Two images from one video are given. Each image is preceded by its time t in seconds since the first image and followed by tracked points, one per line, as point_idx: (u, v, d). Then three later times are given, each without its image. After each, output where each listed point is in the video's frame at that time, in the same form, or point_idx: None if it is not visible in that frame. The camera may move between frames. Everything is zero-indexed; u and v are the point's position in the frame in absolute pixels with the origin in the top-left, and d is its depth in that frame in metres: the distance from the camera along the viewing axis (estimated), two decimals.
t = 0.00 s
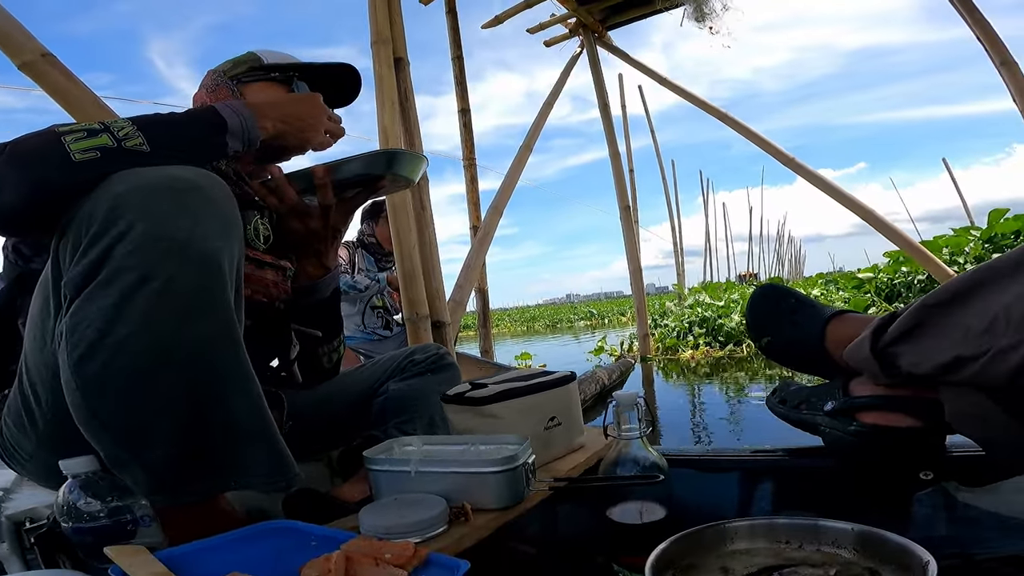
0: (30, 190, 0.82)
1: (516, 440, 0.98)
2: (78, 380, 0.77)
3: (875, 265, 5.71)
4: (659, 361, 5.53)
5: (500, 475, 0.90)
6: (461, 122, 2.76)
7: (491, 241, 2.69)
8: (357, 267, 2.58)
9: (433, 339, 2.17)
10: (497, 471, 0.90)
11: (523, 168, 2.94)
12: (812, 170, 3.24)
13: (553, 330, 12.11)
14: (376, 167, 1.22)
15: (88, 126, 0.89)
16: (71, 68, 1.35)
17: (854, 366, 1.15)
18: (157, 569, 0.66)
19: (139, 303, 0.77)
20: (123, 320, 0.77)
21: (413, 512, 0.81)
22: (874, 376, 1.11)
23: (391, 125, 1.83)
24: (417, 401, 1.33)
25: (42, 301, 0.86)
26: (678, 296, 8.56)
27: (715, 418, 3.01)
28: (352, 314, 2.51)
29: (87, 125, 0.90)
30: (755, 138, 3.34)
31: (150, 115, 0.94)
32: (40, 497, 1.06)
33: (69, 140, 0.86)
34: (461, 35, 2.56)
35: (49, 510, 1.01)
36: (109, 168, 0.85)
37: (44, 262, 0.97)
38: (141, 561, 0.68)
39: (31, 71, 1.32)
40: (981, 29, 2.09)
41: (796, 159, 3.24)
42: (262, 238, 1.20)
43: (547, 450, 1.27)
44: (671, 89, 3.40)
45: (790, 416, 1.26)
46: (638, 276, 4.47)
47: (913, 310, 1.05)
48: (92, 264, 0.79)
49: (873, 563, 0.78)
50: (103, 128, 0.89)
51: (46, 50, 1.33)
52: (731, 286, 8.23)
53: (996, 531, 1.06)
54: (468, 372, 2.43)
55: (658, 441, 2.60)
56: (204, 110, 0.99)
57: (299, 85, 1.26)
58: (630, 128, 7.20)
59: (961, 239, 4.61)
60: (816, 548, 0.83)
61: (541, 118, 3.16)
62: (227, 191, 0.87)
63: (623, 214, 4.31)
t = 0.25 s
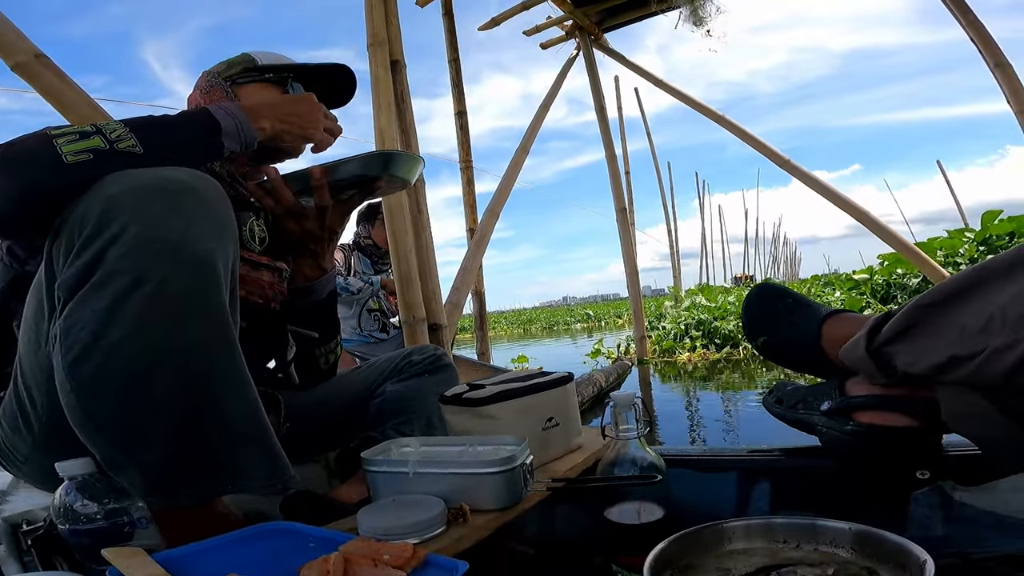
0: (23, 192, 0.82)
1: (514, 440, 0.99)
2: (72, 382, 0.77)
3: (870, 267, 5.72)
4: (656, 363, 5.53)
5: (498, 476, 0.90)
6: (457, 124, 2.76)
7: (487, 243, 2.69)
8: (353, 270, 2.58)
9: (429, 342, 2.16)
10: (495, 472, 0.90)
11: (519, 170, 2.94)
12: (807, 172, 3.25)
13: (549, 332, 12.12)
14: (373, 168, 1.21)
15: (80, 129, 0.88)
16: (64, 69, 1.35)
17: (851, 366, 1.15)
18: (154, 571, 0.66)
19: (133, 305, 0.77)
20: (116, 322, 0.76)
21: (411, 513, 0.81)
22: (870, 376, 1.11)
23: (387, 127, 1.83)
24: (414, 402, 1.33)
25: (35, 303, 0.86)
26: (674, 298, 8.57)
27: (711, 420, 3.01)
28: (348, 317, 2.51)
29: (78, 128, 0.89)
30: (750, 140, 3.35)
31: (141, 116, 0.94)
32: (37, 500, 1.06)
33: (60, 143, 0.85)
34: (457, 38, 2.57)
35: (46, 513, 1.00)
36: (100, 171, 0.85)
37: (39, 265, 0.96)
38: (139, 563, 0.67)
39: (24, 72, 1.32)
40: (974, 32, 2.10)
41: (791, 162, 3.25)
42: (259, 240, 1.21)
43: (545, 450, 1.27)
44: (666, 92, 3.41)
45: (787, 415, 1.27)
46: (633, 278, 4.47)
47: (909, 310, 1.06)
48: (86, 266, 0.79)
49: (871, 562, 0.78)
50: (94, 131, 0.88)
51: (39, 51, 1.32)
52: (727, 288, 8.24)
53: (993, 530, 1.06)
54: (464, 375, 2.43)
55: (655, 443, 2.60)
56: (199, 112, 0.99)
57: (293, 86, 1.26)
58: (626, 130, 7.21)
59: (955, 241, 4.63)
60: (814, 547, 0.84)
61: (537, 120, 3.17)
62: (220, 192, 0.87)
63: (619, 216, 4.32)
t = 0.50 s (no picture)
0: (23, 192, 0.82)
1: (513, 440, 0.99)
2: (73, 383, 0.77)
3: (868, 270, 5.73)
4: (655, 366, 5.52)
5: (498, 476, 0.90)
6: (456, 126, 2.77)
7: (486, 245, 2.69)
8: (351, 272, 2.58)
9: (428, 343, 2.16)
10: (495, 472, 0.90)
11: (518, 172, 2.94)
12: (805, 174, 3.26)
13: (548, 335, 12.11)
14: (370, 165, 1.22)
15: (82, 129, 0.88)
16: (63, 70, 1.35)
17: (849, 364, 1.15)
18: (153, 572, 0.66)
19: (133, 306, 0.77)
20: (117, 323, 0.76)
21: (411, 514, 0.81)
22: (869, 375, 1.12)
23: (386, 128, 1.83)
24: (413, 402, 1.33)
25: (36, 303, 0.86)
26: (672, 301, 8.57)
27: (710, 422, 3.00)
28: (347, 319, 2.51)
29: (81, 128, 0.90)
30: (748, 142, 3.35)
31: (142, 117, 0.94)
32: (36, 500, 1.06)
33: (62, 143, 0.86)
34: (456, 39, 2.57)
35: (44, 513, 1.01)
36: (99, 171, 0.85)
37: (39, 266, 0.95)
38: (138, 564, 0.67)
39: (23, 72, 1.32)
40: (971, 34, 2.10)
41: (790, 164, 3.26)
42: (256, 241, 1.19)
43: (543, 450, 1.27)
44: (665, 94, 3.42)
45: (786, 414, 1.27)
46: (632, 281, 4.47)
47: (907, 309, 1.06)
48: (86, 266, 0.79)
49: (870, 562, 0.78)
50: (96, 131, 0.89)
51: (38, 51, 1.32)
52: (725, 291, 8.25)
53: (992, 529, 1.05)
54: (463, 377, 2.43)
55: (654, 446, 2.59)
56: (199, 113, 0.99)
57: (292, 86, 1.26)
58: (624, 133, 7.22)
59: (953, 243, 4.64)
60: (813, 546, 0.84)
61: (536, 122, 3.17)
62: (221, 192, 0.88)
63: (617, 219, 4.32)
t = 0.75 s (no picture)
0: (18, 192, 0.82)
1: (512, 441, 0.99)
2: (70, 385, 0.77)
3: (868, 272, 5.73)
4: (654, 368, 5.52)
5: (497, 476, 0.90)
6: (455, 128, 2.77)
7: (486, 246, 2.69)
8: (351, 273, 2.58)
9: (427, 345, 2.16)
10: (494, 472, 0.90)
11: (518, 173, 2.94)
12: (804, 175, 3.26)
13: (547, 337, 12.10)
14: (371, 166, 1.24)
15: (83, 129, 0.89)
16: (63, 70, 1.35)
17: (850, 365, 1.15)
18: (152, 572, 0.66)
19: (132, 307, 0.77)
20: (114, 324, 0.76)
21: (410, 514, 0.81)
22: (868, 375, 1.12)
23: (386, 130, 1.83)
24: (413, 402, 1.33)
25: (35, 304, 0.86)
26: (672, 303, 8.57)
27: (710, 423, 3.00)
28: (346, 320, 2.50)
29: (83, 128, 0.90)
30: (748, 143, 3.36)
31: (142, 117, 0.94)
32: (35, 501, 1.06)
33: (62, 143, 0.86)
34: (456, 41, 2.57)
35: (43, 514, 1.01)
36: (97, 172, 0.84)
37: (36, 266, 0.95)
38: (137, 565, 0.67)
39: (23, 72, 1.31)
40: (970, 36, 2.11)
41: (789, 165, 3.26)
42: (254, 242, 1.19)
43: (543, 451, 1.27)
44: (664, 95, 3.42)
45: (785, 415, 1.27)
46: (631, 283, 4.47)
47: (907, 310, 1.06)
48: (84, 268, 0.79)
49: (869, 562, 0.78)
50: (97, 131, 0.89)
51: (38, 52, 1.32)
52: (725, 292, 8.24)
53: (992, 529, 1.06)
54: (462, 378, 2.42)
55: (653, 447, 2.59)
56: (206, 112, 0.99)
57: (290, 87, 1.26)
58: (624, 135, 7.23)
59: (952, 245, 4.64)
60: (812, 547, 0.84)
61: (536, 124, 3.17)
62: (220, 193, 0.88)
63: (617, 221, 4.33)
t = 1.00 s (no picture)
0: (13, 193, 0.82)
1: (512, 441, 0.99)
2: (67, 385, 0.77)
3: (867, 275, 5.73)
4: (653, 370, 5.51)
5: (497, 476, 0.91)
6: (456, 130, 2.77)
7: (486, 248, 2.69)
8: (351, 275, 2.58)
9: (427, 346, 2.15)
10: (494, 472, 0.91)
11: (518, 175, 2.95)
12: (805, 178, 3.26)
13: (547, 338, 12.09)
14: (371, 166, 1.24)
15: (82, 128, 0.89)
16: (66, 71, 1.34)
17: (849, 366, 1.17)
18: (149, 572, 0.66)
19: (127, 308, 0.77)
20: (110, 325, 0.76)
21: (411, 515, 0.81)
22: (869, 375, 1.14)
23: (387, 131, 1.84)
24: (412, 403, 1.33)
25: (33, 306, 0.86)
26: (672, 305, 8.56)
27: (709, 426, 3.00)
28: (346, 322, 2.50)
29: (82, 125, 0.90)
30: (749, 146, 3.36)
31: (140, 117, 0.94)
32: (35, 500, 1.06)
33: (59, 141, 0.87)
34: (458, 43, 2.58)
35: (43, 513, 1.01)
36: (92, 173, 0.85)
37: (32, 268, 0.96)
38: (134, 564, 0.67)
39: (26, 73, 1.31)
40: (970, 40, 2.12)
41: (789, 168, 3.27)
42: (251, 241, 1.20)
43: (542, 451, 1.27)
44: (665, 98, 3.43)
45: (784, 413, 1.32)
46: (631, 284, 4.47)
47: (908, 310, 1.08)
48: (79, 268, 0.79)
49: (868, 562, 0.78)
50: (96, 130, 0.89)
51: (40, 52, 1.31)
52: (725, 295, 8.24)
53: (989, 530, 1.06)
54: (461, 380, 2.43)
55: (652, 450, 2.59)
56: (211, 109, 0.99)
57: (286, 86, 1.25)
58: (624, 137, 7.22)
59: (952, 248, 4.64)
60: (811, 547, 0.83)
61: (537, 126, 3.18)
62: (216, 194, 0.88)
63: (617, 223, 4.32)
